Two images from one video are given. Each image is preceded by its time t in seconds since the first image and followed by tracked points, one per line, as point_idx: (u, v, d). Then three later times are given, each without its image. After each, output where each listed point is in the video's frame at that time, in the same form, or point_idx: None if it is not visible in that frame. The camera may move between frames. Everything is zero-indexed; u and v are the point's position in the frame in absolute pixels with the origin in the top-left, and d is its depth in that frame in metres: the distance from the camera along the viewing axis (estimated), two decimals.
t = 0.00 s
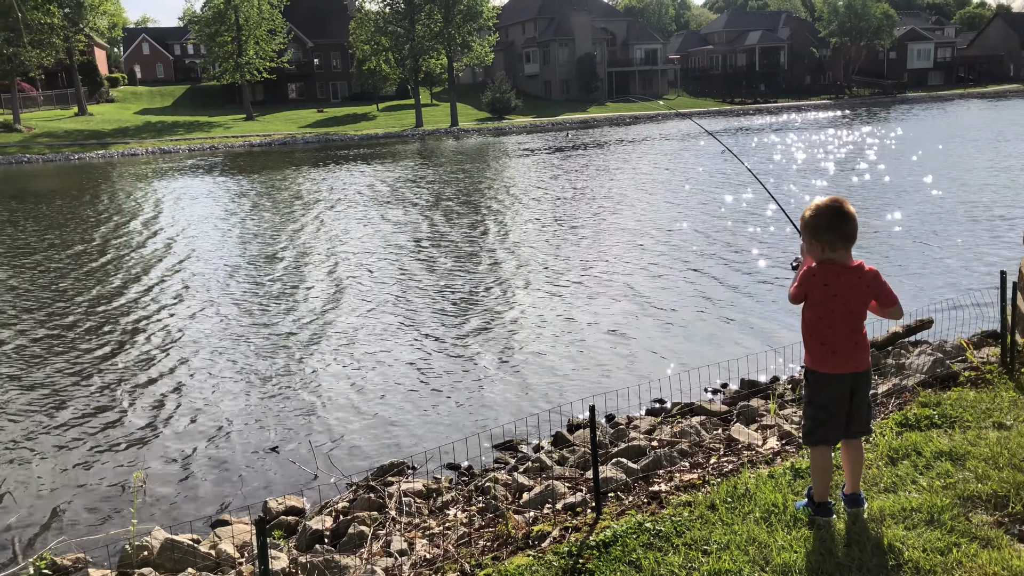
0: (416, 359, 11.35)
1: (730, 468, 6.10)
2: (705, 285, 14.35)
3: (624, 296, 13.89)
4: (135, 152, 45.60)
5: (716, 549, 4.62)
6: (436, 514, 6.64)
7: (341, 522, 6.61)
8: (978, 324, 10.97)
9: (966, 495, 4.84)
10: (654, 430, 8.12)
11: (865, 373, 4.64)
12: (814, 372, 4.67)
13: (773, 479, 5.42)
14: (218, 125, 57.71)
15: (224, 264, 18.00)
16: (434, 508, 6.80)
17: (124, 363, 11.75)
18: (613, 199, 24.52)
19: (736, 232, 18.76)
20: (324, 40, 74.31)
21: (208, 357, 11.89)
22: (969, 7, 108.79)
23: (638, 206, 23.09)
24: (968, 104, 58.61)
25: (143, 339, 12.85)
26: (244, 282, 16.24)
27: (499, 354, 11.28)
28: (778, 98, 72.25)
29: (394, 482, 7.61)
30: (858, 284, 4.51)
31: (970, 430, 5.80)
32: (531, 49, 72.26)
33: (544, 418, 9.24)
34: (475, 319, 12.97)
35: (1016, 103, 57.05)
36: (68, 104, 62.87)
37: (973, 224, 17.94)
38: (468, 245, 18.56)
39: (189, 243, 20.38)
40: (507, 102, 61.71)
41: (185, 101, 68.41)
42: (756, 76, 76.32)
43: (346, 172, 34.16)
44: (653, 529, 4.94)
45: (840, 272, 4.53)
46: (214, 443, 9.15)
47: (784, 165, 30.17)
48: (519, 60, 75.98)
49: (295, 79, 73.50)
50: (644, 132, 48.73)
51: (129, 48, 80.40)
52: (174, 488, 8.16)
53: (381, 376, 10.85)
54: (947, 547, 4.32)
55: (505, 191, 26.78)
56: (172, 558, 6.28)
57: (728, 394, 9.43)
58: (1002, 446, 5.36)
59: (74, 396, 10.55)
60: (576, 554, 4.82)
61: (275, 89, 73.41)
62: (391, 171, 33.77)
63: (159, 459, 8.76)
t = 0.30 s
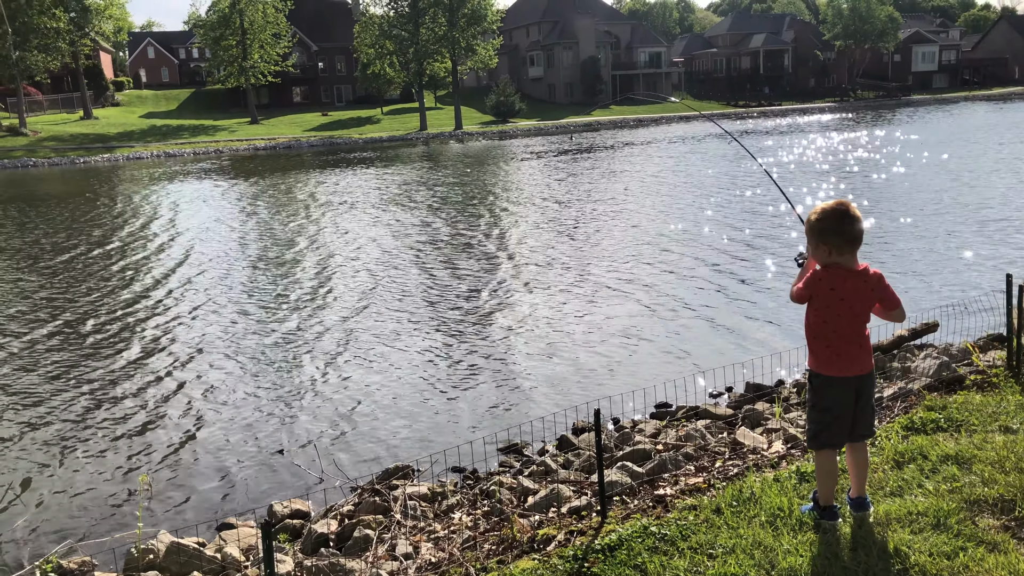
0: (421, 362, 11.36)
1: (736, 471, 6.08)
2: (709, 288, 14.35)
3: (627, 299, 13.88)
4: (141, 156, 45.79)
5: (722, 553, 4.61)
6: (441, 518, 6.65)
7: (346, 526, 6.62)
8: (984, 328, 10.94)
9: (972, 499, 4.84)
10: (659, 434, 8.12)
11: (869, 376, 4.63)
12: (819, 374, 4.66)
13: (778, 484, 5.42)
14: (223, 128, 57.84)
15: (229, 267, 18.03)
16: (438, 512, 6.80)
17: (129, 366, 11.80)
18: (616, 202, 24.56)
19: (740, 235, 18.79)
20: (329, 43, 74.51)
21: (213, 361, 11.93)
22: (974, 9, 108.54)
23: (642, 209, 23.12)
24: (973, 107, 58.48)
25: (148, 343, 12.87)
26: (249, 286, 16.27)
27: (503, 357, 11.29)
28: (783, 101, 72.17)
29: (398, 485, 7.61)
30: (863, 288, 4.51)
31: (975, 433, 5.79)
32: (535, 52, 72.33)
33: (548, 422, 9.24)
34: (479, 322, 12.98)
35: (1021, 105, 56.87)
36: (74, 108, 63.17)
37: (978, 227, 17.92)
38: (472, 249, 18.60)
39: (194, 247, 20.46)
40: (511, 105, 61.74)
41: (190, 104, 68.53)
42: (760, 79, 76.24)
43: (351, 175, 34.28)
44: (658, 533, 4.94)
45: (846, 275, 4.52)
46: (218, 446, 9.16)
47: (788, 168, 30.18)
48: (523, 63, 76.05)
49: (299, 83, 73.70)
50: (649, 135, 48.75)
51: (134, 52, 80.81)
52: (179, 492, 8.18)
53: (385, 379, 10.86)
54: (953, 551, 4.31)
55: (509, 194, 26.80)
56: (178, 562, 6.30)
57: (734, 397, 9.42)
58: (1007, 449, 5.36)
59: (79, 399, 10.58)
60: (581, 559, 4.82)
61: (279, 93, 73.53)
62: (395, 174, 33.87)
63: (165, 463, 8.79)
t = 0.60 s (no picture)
0: (423, 362, 11.38)
1: (738, 471, 6.08)
2: (710, 288, 14.34)
3: (629, 299, 13.88)
4: (142, 156, 45.80)
5: (724, 552, 4.60)
6: (443, 518, 6.65)
7: (348, 526, 6.62)
8: (985, 327, 10.94)
9: (974, 499, 4.83)
10: (661, 433, 8.12)
11: (869, 376, 4.63)
12: (818, 372, 4.66)
13: (780, 483, 5.41)
14: (224, 129, 57.81)
15: (231, 268, 18.04)
16: (440, 512, 6.81)
17: (132, 366, 11.80)
18: (618, 202, 24.56)
19: (742, 235, 18.79)
20: (330, 44, 74.51)
21: (215, 361, 11.94)
22: (976, 9, 108.38)
23: (644, 208, 23.13)
24: (975, 106, 58.41)
25: (152, 343, 12.88)
26: (251, 286, 16.29)
27: (505, 357, 11.29)
28: (784, 100, 72.08)
29: (400, 485, 7.62)
30: (866, 290, 4.50)
31: (977, 432, 5.79)
32: (536, 53, 72.31)
33: (551, 422, 9.24)
34: (480, 322, 12.97)
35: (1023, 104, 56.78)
36: (75, 109, 63.25)
37: (980, 227, 17.91)
38: (474, 249, 18.61)
39: (196, 247, 20.50)
40: (512, 105, 61.74)
41: (191, 105, 68.56)
42: (761, 79, 76.15)
43: (352, 175, 34.32)
44: (660, 533, 4.94)
45: (851, 276, 4.51)
46: (220, 447, 9.16)
47: (790, 168, 30.13)
48: (524, 63, 76.02)
49: (301, 84, 73.73)
50: (650, 135, 48.73)
51: (135, 53, 80.89)
52: (180, 493, 8.18)
53: (387, 379, 10.86)
54: (955, 550, 4.31)
55: (510, 194, 26.79)
56: (180, 562, 6.29)
57: (736, 397, 9.41)
58: (1010, 448, 5.35)
59: (82, 400, 10.59)
60: (583, 558, 4.82)
61: (280, 93, 73.54)
62: (396, 175, 33.92)
63: (167, 462, 8.81)
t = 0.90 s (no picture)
0: (423, 361, 11.37)
1: (739, 469, 6.07)
2: (711, 286, 14.35)
3: (629, 298, 13.89)
4: (143, 155, 45.78)
5: (725, 550, 4.60)
6: (444, 516, 6.64)
7: (348, 525, 6.62)
8: (986, 325, 10.93)
9: (977, 498, 4.82)
10: (662, 432, 8.11)
11: (868, 377, 4.63)
12: (817, 370, 4.66)
13: (781, 482, 5.41)
14: (225, 128, 57.78)
15: (233, 266, 18.07)
16: (441, 511, 6.80)
17: (133, 365, 11.83)
18: (619, 200, 24.59)
19: (742, 233, 18.83)
20: (331, 43, 74.41)
21: (216, 360, 11.94)
22: (978, 7, 108.13)
23: (645, 207, 23.16)
24: (976, 105, 58.32)
25: (151, 342, 12.87)
26: (252, 285, 16.30)
27: (505, 356, 11.30)
28: (785, 99, 71.95)
29: (400, 484, 7.61)
30: (870, 291, 4.48)
31: (979, 431, 5.78)
32: (537, 51, 72.21)
33: (551, 420, 9.24)
34: (482, 320, 12.99)
35: None
36: (75, 108, 63.31)
37: (980, 225, 17.92)
38: (474, 247, 18.65)
39: (197, 246, 20.54)
40: (513, 104, 61.73)
41: (191, 104, 68.49)
42: (763, 77, 76.02)
43: (353, 174, 34.36)
44: (661, 531, 4.93)
45: (855, 279, 4.50)
46: (220, 445, 9.17)
47: (791, 166, 30.08)
48: (525, 62, 75.94)
49: (301, 83, 73.75)
50: (651, 133, 48.70)
51: (136, 52, 80.88)
52: (179, 491, 8.20)
53: (388, 377, 10.86)
54: (956, 548, 4.31)
55: (511, 193, 26.76)
56: (180, 561, 6.30)
57: (736, 395, 9.43)
58: (1011, 447, 5.34)
59: (84, 399, 10.60)
60: (584, 557, 4.82)
61: (281, 92, 73.54)
62: (397, 173, 33.94)
63: (167, 461, 8.80)
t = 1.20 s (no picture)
0: (422, 359, 11.37)
1: (738, 468, 6.06)
2: (711, 284, 14.34)
3: (630, 296, 13.88)
4: (142, 153, 45.75)
5: (724, 549, 4.59)
6: (443, 514, 6.64)
7: (347, 522, 6.61)
8: (986, 323, 10.93)
9: (976, 495, 4.81)
10: (661, 430, 8.10)
11: (869, 373, 4.62)
12: (817, 366, 4.65)
13: (780, 480, 5.40)
14: (225, 126, 57.76)
15: (232, 264, 18.06)
16: (441, 508, 6.79)
17: (131, 363, 11.80)
18: (619, 198, 24.59)
19: (742, 231, 18.83)
20: (331, 41, 74.39)
21: (215, 358, 11.92)
22: (978, 6, 107.95)
23: (645, 205, 23.15)
24: (976, 103, 58.26)
25: (150, 340, 12.87)
26: (251, 283, 16.27)
27: (504, 353, 11.29)
28: (786, 97, 71.82)
29: (400, 482, 7.60)
30: (870, 288, 4.48)
31: (978, 429, 5.77)
32: (537, 49, 72.16)
33: (550, 419, 9.23)
34: (482, 318, 12.97)
35: None
36: (75, 106, 63.27)
37: (979, 223, 17.92)
38: (474, 245, 18.63)
39: (196, 243, 20.52)
40: (512, 102, 61.72)
41: (192, 102, 68.56)
42: (763, 75, 76.04)
43: (353, 172, 34.35)
44: (660, 529, 4.92)
45: (856, 274, 4.49)
46: (219, 443, 9.15)
47: (792, 164, 30.06)
48: (524, 60, 75.89)
49: (301, 81, 73.74)
50: (652, 132, 48.68)
51: (136, 50, 80.85)
52: (179, 489, 8.19)
53: (388, 376, 10.85)
54: (956, 547, 4.30)
55: (511, 191, 26.77)
56: (179, 558, 6.30)
57: (736, 394, 9.41)
58: (1012, 445, 5.33)
59: (82, 397, 10.57)
60: (583, 555, 4.80)
61: (281, 90, 73.53)
62: (397, 171, 33.93)
63: (165, 459, 8.80)
